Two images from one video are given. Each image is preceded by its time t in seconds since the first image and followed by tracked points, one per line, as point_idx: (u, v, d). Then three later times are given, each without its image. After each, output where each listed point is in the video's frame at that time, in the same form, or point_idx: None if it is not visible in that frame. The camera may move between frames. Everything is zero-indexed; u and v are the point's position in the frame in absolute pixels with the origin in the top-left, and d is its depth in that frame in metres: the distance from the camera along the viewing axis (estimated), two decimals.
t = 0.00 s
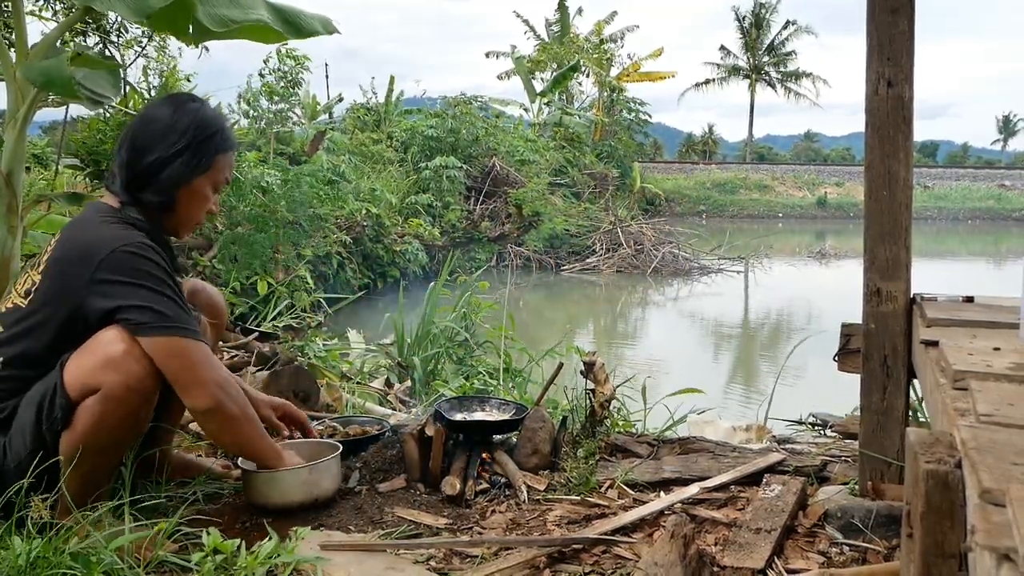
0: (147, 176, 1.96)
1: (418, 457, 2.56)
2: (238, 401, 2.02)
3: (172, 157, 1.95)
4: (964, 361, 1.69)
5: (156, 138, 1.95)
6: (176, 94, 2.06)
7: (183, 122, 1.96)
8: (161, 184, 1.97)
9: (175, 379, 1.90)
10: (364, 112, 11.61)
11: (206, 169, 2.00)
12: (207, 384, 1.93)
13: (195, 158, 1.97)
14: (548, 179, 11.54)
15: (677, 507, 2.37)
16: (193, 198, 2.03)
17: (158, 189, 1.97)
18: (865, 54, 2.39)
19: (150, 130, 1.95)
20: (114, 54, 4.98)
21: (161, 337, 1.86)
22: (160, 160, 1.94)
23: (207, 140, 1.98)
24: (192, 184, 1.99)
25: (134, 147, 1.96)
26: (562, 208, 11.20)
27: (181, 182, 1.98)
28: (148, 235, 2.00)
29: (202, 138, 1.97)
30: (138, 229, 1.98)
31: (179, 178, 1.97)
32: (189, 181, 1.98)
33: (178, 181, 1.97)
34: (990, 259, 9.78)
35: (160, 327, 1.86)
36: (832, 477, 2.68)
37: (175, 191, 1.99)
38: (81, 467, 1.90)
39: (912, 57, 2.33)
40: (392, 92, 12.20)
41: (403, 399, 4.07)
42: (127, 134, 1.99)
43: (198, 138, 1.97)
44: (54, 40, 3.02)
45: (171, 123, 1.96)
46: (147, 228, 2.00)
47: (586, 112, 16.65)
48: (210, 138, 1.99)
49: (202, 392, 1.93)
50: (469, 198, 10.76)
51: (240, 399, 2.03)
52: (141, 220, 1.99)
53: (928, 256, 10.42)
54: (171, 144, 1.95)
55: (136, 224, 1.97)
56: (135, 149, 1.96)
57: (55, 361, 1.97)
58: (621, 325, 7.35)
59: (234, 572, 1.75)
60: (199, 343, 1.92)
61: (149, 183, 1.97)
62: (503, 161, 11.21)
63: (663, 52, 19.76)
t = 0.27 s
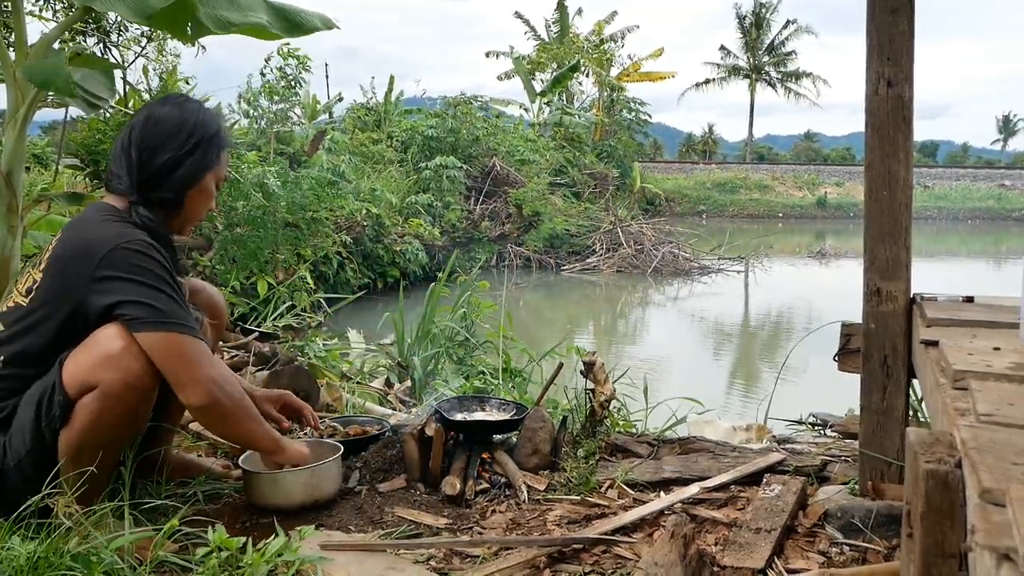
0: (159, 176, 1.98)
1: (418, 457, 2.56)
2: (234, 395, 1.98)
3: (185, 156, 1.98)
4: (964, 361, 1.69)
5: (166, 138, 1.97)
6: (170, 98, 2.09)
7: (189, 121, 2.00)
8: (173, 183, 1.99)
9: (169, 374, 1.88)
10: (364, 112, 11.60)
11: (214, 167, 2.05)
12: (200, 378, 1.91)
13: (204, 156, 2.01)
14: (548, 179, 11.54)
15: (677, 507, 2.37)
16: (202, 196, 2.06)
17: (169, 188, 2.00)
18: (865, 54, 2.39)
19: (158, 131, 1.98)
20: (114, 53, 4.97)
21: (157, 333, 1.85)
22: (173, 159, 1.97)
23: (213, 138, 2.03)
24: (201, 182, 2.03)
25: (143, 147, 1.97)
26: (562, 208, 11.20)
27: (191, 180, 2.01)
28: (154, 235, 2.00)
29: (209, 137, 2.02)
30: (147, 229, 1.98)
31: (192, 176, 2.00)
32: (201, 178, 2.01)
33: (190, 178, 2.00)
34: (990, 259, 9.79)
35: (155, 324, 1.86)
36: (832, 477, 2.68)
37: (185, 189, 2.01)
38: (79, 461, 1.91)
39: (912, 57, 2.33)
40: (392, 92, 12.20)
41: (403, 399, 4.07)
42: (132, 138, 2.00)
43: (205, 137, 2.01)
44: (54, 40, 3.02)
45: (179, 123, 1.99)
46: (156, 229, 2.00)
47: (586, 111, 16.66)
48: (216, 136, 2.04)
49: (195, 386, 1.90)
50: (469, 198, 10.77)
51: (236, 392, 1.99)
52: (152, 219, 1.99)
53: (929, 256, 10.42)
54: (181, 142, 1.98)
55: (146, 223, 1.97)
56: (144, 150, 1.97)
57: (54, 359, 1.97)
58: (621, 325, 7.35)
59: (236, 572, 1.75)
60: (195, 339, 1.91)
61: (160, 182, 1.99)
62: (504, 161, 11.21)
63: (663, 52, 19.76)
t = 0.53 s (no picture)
0: (168, 175, 1.98)
1: (418, 457, 2.56)
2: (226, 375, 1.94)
3: (193, 155, 1.99)
4: (963, 361, 1.69)
5: (174, 138, 1.97)
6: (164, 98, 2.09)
7: (195, 121, 2.01)
8: (182, 182, 2.00)
9: (160, 361, 1.85)
10: (363, 112, 11.60)
11: (217, 166, 2.08)
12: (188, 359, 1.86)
13: (211, 155, 2.03)
14: (548, 179, 11.54)
15: (676, 507, 2.37)
16: (207, 194, 2.09)
17: (178, 187, 2.01)
18: (865, 54, 2.39)
19: (164, 131, 1.97)
20: (114, 54, 4.98)
21: (153, 323, 1.83)
22: (183, 158, 1.98)
23: (217, 137, 2.05)
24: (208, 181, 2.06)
25: (150, 148, 1.96)
26: (562, 208, 11.20)
27: (198, 179, 2.03)
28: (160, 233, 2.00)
29: (214, 137, 2.04)
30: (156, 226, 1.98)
31: (202, 175, 2.03)
32: (209, 177, 2.03)
33: (200, 177, 2.02)
34: (989, 259, 9.80)
35: (150, 316, 1.83)
36: (832, 477, 2.68)
37: (193, 188, 2.03)
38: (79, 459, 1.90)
39: (912, 56, 2.33)
40: (392, 92, 12.20)
41: (403, 400, 4.07)
42: (136, 138, 1.98)
43: (210, 137, 2.03)
44: (54, 40, 3.02)
45: (185, 123, 1.99)
46: (164, 226, 2.01)
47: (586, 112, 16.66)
48: (219, 136, 2.06)
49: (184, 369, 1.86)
50: (469, 198, 10.77)
51: (226, 369, 1.94)
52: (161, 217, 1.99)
53: (928, 256, 10.44)
54: (189, 142, 1.98)
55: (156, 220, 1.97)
56: (152, 149, 1.96)
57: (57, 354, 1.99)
58: (621, 325, 7.36)
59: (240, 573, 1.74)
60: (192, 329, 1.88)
61: (169, 182, 1.99)
62: (503, 161, 11.22)
63: (663, 52, 19.77)
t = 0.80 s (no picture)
0: (168, 172, 1.99)
1: (418, 457, 2.56)
2: (228, 366, 1.94)
3: (193, 150, 2.00)
4: (964, 361, 1.69)
5: (173, 135, 1.98)
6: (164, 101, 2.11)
7: (193, 119, 2.02)
8: (183, 179, 2.01)
9: (162, 352, 1.85)
10: (363, 112, 11.60)
11: (218, 161, 2.08)
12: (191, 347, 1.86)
13: (211, 150, 2.03)
14: (548, 179, 11.55)
15: (676, 507, 2.37)
16: (208, 191, 2.08)
17: (178, 184, 2.01)
18: (865, 55, 2.39)
19: (163, 129, 1.98)
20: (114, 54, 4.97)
21: (158, 312, 1.83)
22: (182, 154, 1.98)
23: (216, 134, 2.06)
24: (209, 178, 2.05)
25: (150, 146, 1.98)
26: (562, 208, 11.20)
27: (199, 176, 2.03)
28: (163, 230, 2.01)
29: (213, 134, 2.04)
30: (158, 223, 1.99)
31: (202, 170, 2.02)
32: (209, 172, 2.03)
33: (199, 173, 2.02)
34: (989, 259, 9.82)
35: (157, 303, 1.84)
36: (832, 477, 2.68)
37: (194, 184, 2.03)
38: (82, 456, 1.90)
39: (912, 56, 2.33)
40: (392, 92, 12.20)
41: (404, 399, 4.07)
42: (136, 138, 2.00)
43: (209, 133, 2.03)
44: (54, 40, 3.02)
45: (184, 120, 2.00)
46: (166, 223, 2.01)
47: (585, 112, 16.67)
48: (218, 133, 2.06)
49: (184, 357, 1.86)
50: (469, 199, 10.77)
51: (229, 359, 1.94)
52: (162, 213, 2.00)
53: (929, 256, 10.45)
54: (188, 139, 1.99)
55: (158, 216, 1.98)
56: (151, 147, 1.97)
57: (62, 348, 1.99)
58: (621, 325, 7.36)
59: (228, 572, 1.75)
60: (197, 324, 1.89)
61: (169, 179, 2.00)
62: (503, 162, 11.22)
63: (663, 52, 19.77)
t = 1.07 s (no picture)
0: (167, 170, 1.99)
1: (418, 457, 2.56)
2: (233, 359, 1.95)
3: (191, 148, 2.00)
4: (964, 361, 1.69)
5: (171, 134, 1.98)
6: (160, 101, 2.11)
7: (189, 116, 2.02)
8: (182, 176, 2.01)
9: (167, 349, 1.85)
10: (363, 112, 11.61)
11: (216, 158, 2.08)
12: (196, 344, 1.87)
13: (209, 148, 2.03)
14: (548, 179, 11.54)
15: (677, 507, 2.37)
16: (208, 188, 2.08)
17: (179, 181, 2.01)
18: (865, 54, 2.39)
19: (161, 128, 1.98)
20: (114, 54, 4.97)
21: (166, 310, 1.83)
22: (181, 153, 1.98)
23: (213, 131, 2.06)
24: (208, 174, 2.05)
25: (148, 144, 1.98)
26: (562, 208, 11.20)
27: (198, 173, 2.03)
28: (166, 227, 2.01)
29: (210, 130, 2.05)
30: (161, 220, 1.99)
31: (201, 167, 2.02)
32: (208, 169, 2.03)
33: (198, 169, 2.02)
34: (989, 259, 9.81)
35: (165, 300, 1.84)
36: (832, 477, 2.68)
37: (193, 181, 2.03)
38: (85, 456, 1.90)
39: (912, 56, 2.33)
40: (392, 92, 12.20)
41: (404, 400, 4.07)
42: (134, 137, 2.00)
43: (206, 130, 2.03)
44: (53, 41, 3.02)
45: (181, 118, 2.01)
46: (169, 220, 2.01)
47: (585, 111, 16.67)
48: (215, 129, 2.06)
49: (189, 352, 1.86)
50: (469, 198, 10.77)
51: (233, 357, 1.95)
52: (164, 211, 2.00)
53: (929, 255, 10.44)
54: (186, 136, 1.99)
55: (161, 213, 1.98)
56: (150, 145, 1.98)
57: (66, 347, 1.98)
58: (621, 325, 7.36)
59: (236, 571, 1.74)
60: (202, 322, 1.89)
61: (169, 176, 2.00)
62: (503, 161, 11.22)
63: (663, 52, 19.78)
